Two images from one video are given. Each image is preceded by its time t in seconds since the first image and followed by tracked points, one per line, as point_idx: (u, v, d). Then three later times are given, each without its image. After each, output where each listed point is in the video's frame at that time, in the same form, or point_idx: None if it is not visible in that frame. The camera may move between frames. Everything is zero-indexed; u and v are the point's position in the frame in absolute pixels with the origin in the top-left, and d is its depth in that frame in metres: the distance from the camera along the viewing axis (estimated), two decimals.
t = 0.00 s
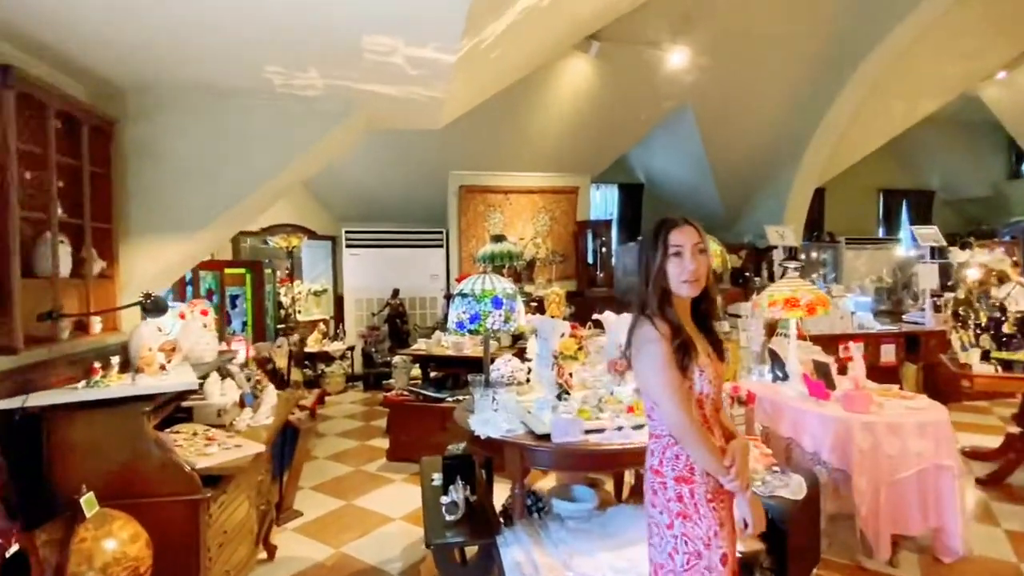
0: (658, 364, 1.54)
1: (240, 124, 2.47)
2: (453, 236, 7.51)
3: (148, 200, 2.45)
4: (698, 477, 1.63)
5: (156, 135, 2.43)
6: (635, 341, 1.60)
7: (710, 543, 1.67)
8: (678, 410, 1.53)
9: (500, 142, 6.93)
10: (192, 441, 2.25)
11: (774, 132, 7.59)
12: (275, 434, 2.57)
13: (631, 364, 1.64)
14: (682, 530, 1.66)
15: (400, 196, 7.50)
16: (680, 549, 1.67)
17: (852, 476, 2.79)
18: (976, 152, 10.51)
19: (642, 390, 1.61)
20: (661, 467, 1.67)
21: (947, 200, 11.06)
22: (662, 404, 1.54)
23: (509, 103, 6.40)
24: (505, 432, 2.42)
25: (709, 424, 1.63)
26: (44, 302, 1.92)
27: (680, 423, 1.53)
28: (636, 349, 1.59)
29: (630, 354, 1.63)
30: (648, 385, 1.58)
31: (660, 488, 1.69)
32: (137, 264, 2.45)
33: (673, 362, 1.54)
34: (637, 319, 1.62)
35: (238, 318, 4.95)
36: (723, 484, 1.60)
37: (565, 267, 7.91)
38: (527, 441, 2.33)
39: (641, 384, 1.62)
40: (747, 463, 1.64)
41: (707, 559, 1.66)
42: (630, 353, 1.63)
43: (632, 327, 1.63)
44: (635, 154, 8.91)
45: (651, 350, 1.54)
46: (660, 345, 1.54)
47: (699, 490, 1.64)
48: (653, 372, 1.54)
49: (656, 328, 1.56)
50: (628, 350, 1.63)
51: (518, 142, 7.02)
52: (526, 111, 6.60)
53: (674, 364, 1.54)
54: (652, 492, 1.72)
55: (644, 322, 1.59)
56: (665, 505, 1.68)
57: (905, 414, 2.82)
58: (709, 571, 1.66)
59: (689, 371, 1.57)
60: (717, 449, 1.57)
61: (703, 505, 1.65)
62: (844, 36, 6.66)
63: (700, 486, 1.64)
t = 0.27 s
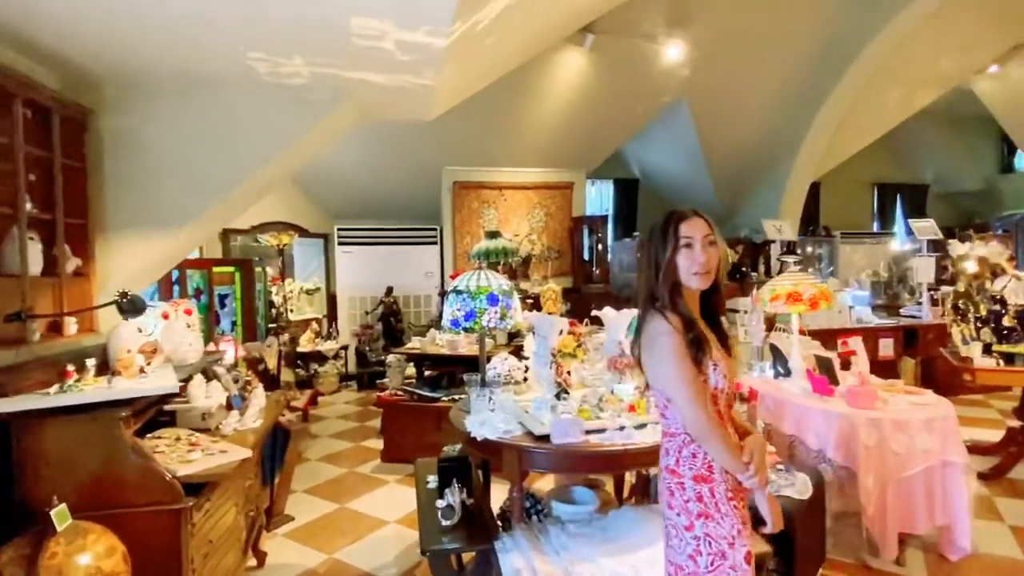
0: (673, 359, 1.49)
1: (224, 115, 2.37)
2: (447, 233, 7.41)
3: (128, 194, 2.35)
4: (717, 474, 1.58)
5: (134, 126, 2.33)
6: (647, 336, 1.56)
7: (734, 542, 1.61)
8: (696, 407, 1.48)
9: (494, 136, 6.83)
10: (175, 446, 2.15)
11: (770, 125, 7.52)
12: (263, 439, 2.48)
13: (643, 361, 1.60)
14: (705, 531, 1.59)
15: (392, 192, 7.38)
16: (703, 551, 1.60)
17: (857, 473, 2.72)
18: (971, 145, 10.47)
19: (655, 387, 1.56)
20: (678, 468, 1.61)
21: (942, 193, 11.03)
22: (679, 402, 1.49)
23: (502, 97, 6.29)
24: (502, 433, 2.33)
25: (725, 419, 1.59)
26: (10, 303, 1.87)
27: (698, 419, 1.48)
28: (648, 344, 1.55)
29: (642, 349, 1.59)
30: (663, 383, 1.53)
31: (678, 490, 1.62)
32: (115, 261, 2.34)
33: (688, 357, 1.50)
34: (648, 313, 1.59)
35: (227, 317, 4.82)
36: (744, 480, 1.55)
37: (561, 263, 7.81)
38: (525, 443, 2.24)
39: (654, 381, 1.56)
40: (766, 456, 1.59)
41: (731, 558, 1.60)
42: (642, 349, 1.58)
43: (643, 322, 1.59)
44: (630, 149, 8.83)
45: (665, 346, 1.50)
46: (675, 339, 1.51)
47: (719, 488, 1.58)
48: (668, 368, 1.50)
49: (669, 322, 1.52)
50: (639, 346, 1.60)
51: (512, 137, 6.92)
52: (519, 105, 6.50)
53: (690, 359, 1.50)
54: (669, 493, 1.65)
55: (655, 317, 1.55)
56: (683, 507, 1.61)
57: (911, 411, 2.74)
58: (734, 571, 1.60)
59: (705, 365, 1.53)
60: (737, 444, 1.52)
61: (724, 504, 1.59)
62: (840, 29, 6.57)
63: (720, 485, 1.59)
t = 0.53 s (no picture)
0: (694, 352, 1.41)
1: (190, 95, 2.20)
2: (432, 229, 7.23)
3: (84, 182, 2.15)
4: (744, 478, 1.49)
5: (90, 108, 2.14)
6: (663, 327, 1.48)
7: (758, 553, 1.51)
8: (720, 403, 1.40)
9: (479, 129, 6.67)
10: (138, 458, 1.99)
11: (757, 117, 7.45)
12: (237, 446, 2.31)
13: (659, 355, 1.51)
14: (727, 541, 1.49)
15: (374, 187, 7.17)
16: (723, 563, 1.50)
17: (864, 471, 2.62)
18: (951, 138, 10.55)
19: (675, 382, 1.47)
20: (702, 471, 1.51)
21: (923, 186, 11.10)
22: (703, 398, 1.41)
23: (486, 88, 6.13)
24: (497, 436, 2.18)
25: (750, 416, 1.50)
26: None
27: (723, 417, 1.40)
28: (665, 336, 1.47)
29: (658, 342, 1.51)
30: (683, 377, 1.44)
31: (700, 496, 1.52)
32: (69, 255, 2.14)
33: (709, 349, 1.42)
34: (663, 303, 1.51)
35: (202, 317, 4.60)
36: (772, 484, 1.47)
37: (549, 259, 7.67)
38: (521, 446, 2.09)
39: (674, 376, 1.48)
40: (794, 458, 1.51)
41: (755, 570, 1.50)
42: (658, 342, 1.50)
43: (658, 313, 1.51)
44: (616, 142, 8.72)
45: (685, 337, 1.42)
46: (694, 330, 1.42)
47: (746, 493, 1.50)
48: (689, 361, 1.42)
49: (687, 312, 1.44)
50: (655, 338, 1.51)
51: (497, 129, 6.77)
52: (504, 97, 6.34)
53: (712, 351, 1.41)
54: (689, 500, 1.55)
55: (672, 307, 1.47)
56: (704, 515, 1.51)
57: (917, 404, 2.66)
58: None
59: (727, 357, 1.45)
60: (764, 444, 1.44)
61: (750, 512, 1.50)
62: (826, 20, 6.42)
63: (746, 490, 1.50)
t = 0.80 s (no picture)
0: (707, 356, 1.31)
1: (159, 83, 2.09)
2: (414, 229, 7.05)
3: (40, 176, 2.00)
4: (758, 494, 1.39)
5: (46, 96, 1.98)
6: (674, 330, 1.39)
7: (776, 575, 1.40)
8: (735, 412, 1.29)
9: (461, 124, 6.52)
10: (101, 476, 1.84)
11: (740, 115, 7.43)
12: (210, 460, 2.17)
13: (670, 360, 1.42)
14: (740, 562, 1.39)
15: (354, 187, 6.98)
16: None
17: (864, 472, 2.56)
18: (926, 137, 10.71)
19: (685, 387, 1.37)
20: (714, 486, 1.42)
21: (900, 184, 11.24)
22: (716, 406, 1.31)
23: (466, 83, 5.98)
24: (489, 445, 2.05)
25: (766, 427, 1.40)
26: None
27: (738, 428, 1.30)
28: (676, 339, 1.38)
29: (669, 346, 1.41)
30: (695, 384, 1.34)
31: (711, 511, 1.43)
32: (22, 255, 1.96)
33: (722, 353, 1.32)
34: (674, 304, 1.41)
35: (174, 322, 4.41)
36: (790, 500, 1.37)
37: (533, 258, 7.57)
38: (515, 456, 1.97)
39: (685, 383, 1.38)
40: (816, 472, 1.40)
41: None
42: (668, 346, 1.41)
43: (669, 315, 1.42)
44: (600, 141, 8.65)
45: (696, 339, 1.32)
46: (707, 333, 1.33)
47: (762, 510, 1.40)
48: (701, 367, 1.32)
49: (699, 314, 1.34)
50: (666, 342, 1.42)
51: (480, 126, 6.63)
52: (486, 93, 6.20)
53: (726, 356, 1.32)
54: (699, 515, 1.46)
55: (683, 309, 1.38)
56: (716, 532, 1.42)
57: (917, 403, 2.61)
58: None
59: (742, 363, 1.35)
60: (782, 458, 1.34)
61: (765, 529, 1.40)
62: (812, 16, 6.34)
63: (761, 506, 1.40)
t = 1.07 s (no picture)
0: (693, 360, 1.22)
1: (99, 67, 1.88)
2: (384, 228, 6.86)
3: None
4: (749, 509, 1.30)
5: None
6: (659, 331, 1.29)
7: None
8: (722, 421, 1.20)
9: (431, 121, 6.34)
10: (34, 503, 1.65)
11: (711, 114, 7.44)
12: (162, 478, 1.99)
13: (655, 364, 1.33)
14: None
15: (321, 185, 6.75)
16: None
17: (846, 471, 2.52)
18: (888, 137, 10.97)
19: (671, 393, 1.28)
20: (702, 499, 1.33)
21: (863, 183, 11.50)
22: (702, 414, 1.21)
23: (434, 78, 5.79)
24: (466, 455, 1.92)
25: (759, 437, 1.30)
26: None
27: (726, 438, 1.20)
28: (661, 341, 1.28)
29: (654, 348, 1.32)
30: (681, 390, 1.25)
31: (700, 526, 1.34)
32: None
33: (711, 356, 1.23)
34: (660, 304, 1.32)
35: (128, 327, 4.16)
36: (785, 516, 1.27)
37: (507, 257, 7.46)
38: (494, 466, 1.85)
39: (671, 389, 1.29)
40: (814, 486, 1.31)
41: None
42: (654, 349, 1.31)
43: (654, 315, 1.33)
44: (572, 139, 8.59)
45: (681, 341, 1.23)
46: (693, 335, 1.23)
47: (753, 526, 1.30)
48: (687, 372, 1.22)
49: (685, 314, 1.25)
50: (651, 344, 1.33)
51: (451, 122, 6.47)
52: (456, 88, 6.03)
53: (714, 360, 1.22)
54: (687, 530, 1.37)
55: (669, 309, 1.29)
56: (704, 548, 1.33)
57: (897, 400, 2.59)
58: None
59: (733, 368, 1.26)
60: (775, 471, 1.24)
61: (757, 547, 1.31)
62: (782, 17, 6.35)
63: (753, 523, 1.30)
